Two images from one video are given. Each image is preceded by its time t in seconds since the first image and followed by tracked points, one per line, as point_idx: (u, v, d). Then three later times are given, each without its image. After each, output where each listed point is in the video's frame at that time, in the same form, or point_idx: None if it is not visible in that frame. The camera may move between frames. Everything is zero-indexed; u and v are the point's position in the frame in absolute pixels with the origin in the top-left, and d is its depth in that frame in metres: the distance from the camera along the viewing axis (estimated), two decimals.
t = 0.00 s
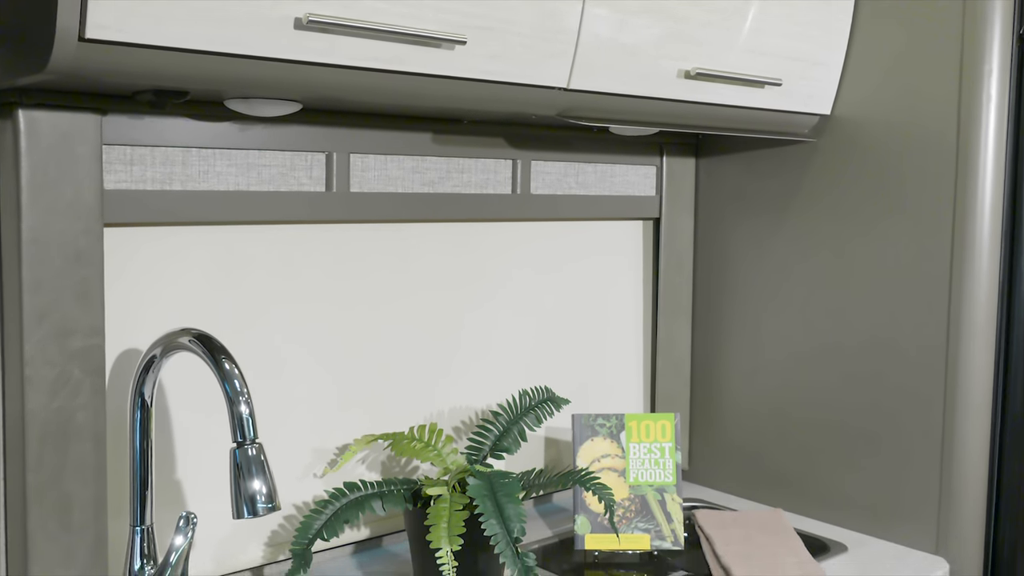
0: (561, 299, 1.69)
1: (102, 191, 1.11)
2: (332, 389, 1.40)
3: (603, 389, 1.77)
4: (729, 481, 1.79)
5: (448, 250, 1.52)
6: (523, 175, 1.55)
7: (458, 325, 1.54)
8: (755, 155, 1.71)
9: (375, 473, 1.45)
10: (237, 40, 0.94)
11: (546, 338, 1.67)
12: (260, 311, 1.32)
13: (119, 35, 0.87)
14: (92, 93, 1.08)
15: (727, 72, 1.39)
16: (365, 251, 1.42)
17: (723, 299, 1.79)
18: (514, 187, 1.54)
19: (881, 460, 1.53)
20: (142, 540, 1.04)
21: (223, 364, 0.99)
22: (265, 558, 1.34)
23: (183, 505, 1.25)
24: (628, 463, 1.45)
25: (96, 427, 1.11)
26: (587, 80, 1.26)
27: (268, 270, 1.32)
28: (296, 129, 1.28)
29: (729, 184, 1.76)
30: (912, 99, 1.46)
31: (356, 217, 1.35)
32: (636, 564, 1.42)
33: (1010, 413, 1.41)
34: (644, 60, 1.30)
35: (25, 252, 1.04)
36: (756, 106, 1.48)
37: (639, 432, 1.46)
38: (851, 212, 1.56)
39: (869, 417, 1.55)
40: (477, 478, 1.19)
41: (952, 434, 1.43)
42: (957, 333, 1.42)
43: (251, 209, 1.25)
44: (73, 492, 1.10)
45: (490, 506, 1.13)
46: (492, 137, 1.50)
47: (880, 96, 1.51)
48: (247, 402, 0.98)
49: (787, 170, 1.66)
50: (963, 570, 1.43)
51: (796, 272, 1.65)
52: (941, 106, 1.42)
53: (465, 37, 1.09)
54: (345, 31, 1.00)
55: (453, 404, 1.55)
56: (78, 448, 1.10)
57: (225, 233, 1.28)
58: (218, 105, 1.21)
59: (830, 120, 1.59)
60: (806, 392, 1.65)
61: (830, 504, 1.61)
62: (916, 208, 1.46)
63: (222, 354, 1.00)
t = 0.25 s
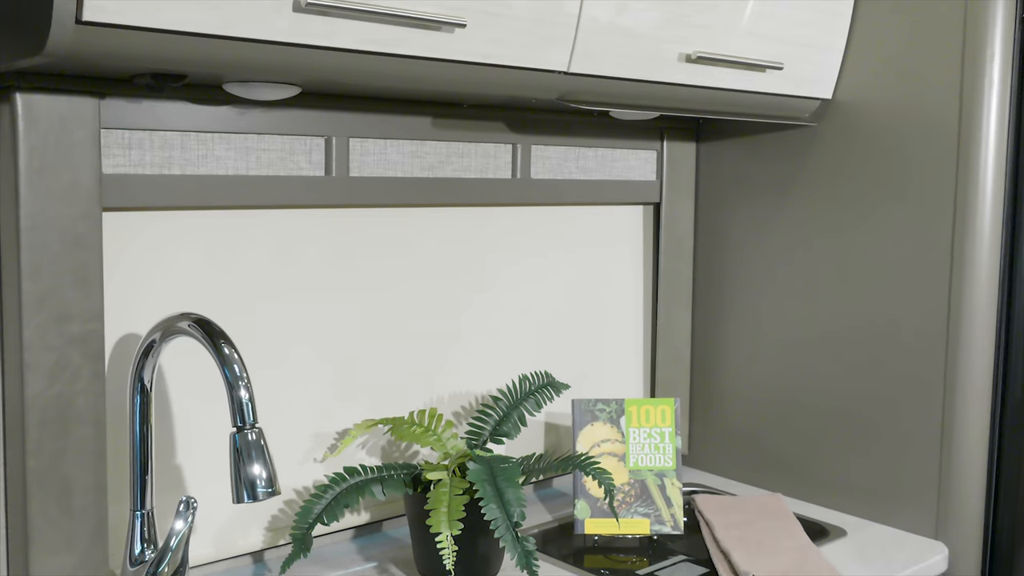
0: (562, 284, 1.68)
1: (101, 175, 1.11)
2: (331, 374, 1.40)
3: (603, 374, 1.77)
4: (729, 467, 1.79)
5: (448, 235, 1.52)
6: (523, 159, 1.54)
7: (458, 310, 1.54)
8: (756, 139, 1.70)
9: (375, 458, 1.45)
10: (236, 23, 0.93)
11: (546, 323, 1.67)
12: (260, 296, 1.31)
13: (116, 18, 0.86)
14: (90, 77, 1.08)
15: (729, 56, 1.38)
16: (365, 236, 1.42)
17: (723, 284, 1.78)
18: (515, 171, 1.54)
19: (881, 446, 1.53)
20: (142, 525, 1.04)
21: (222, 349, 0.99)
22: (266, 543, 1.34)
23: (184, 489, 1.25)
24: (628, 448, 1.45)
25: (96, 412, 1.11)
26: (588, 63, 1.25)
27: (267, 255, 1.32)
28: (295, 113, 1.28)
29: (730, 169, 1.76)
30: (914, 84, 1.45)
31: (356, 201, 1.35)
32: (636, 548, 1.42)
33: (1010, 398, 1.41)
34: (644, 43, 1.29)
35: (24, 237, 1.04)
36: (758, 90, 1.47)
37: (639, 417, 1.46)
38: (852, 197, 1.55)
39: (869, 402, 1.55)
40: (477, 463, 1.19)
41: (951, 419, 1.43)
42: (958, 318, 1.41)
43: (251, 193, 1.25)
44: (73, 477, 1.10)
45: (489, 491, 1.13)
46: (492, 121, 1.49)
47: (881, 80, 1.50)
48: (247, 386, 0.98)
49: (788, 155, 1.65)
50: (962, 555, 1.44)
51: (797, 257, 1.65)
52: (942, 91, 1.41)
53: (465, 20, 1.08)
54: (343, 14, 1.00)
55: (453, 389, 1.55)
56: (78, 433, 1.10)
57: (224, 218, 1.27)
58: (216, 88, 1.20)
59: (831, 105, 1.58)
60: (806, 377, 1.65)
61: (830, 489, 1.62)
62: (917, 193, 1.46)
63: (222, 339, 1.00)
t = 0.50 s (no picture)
0: (562, 270, 1.68)
1: (99, 159, 1.10)
2: (331, 359, 1.40)
3: (603, 360, 1.77)
4: (729, 452, 1.79)
5: (447, 221, 1.51)
6: (523, 144, 1.54)
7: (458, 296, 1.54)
8: (756, 124, 1.70)
9: (375, 444, 1.45)
10: (232, 6, 0.93)
11: (545, 309, 1.67)
12: (259, 281, 1.31)
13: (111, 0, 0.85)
14: (87, 60, 1.07)
15: (730, 40, 1.37)
16: (364, 221, 1.41)
17: (723, 270, 1.78)
18: (514, 156, 1.53)
19: (880, 431, 1.53)
20: (143, 509, 1.04)
21: (222, 335, 0.99)
22: (267, 528, 1.34)
23: (184, 474, 1.26)
24: (628, 433, 1.45)
25: (96, 396, 1.11)
26: (588, 48, 1.25)
27: (266, 240, 1.31)
28: (294, 98, 1.27)
29: (730, 154, 1.75)
30: (915, 68, 1.44)
31: (355, 186, 1.34)
32: (635, 533, 1.42)
33: (1011, 380, 1.42)
34: (645, 27, 1.28)
35: (23, 221, 1.03)
36: (759, 75, 1.46)
37: (639, 402, 1.46)
38: (853, 182, 1.55)
39: (869, 387, 1.55)
40: (477, 448, 1.19)
41: (952, 404, 1.43)
42: (958, 303, 1.41)
43: (250, 178, 1.24)
44: (74, 462, 1.10)
45: (490, 477, 1.13)
46: (492, 105, 1.48)
47: (883, 64, 1.49)
48: (247, 370, 0.99)
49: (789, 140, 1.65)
50: (961, 539, 1.44)
51: (797, 243, 1.64)
52: (944, 76, 1.41)
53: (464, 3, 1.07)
54: None
55: (453, 375, 1.55)
56: (78, 418, 1.10)
57: (223, 203, 1.27)
58: (215, 72, 1.19)
59: (832, 89, 1.57)
60: (806, 363, 1.65)
61: (829, 475, 1.62)
62: (918, 178, 1.45)
63: (221, 324, 1.00)
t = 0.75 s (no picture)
0: (562, 254, 1.68)
1: (98, 143, 1.09)
2: (331, 344, 1.39)
3: (603, 345, 1.77)
4: (729, 437, 1.80)
5: (447, 206, 1.50)
6: (523, 128, 1.53)
7: (457, 280, 1.53)
8: (757, 108, 1.69)
9: (375, 428, 1.45)
10: None
11: (546, 293, 1.66)
12: (258, 266, 1.31)
13: None
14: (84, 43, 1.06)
15: (731, 24, 1.36)
16: (364, 205, 1.41)
17: (723, 255, 1.77)
18: (514, 140, 1.52)
19: (880, 416, 1.53)
20: (143, 494, 1.04)
21: (221, 319, 0.99)
22: (267, 512, 1.34)
23: (184, 459, 1.26)
24: (627, 418, 1.45)
25: (96, 381, 1.11)
26: (588, 31, 1.24)
27: (265, 224, 1.31)
28: (292, 81, 1.26)
29: (731, 138, 1.74)
30: (917, 52, 1.43)
31: (354, 170, 1.34)
32: (635, 517, 1.43)
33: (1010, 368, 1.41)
34: (645, 10, 1.27)
35: (21, 206, 1.03)
36: (761, 58, 1.45)
37: (639, 387, 1.46)
38: (854, 167, 1.54)
39: (869, 372, 1.55)
40: (477, 432, 1.19)
41: (951, 389, 1.43)
42: (959, 287, 1.41)
43: (248, 162, 1.24)
44: (73, 447, 1.10)
45: (489, 461, 1.13)
46: (491, 89, 1.47)
47: (884, 48, 1.48)
48: (247, 355, 0.99)
49: (790, 124, 1.64)
50: (959, 523, 1.44)
51: (798, 228, 1.64)
52: (946, 60, 1.40)
53: None
54: None
55: (453, 359, 1.54)
56: (77, 402, 1.09)
57: (222, 187, 1.26)
58: (213, 55, 1.19)
59: (834, 73, 1.56)
60: (806, 348, 1.64)
61: (828, 460, 1.62)
62: (920, 163, 1.45)
63: (220, 309, 0.99)
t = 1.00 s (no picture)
0: (562, 238, 1.67)
1: (95, 126, 1.09)
2: (330, 328, 1.39)
3: (604, 329, 1.76)
4: (729, 421, 1.80)
5: (447, 189, 1.50)
6: (523, 112, 1.52)
7: (457, 265, 1.53)
8: (758, 92, 1.68)
9: (375, 412, 1.45)
10: None
11: (546, 277, 1.66)
12: (257, 249, 1.30)
13: None
14: (81, 25, 1.05)
15: (733, 6, 1.35)
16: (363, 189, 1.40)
17: (724, 239, 1.77)
18: (515, 124, 1.51)
19: (880, 401, 1.53)
20: (143, 479, 1.05)
21: (220, 303, 0.98)
22: (268, 496, 1.34)
23: (184, 443, 1.26)
24: (628, 402, 1.45)
25: (95, 364, 1.11)
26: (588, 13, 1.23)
27: (265, 208, 1.30)
28: (291, 64, 1.25)
29: (732, 122, 1.73)
30: (919, 35, 1.42)
31: (353, 154, 1.33)
32: (635, 501, 1.43)
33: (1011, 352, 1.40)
34: None
35: (19, 188, 1.03)
36: (763, 41, 1.44)
37: (639, 371, 1.46)
38: (856, 151, 1.53)
39: (870, 356, 1.55)
40: (477, 417, 1.19)
41: (952, 373, 1.43)
42: (960, 271, 1.40)
43: (247, 146, 1.23)
44: (73, 430, 1.10)
45: (489, 445, 1.13)
46: (491, 72, 1.47)
47: (887, 31, 1.47)
48: (246, 339, 0.98)
49: (791, 108, 1.63)
50: (959, 507, 1.44)
51: (799, 212, 1.63)
52: (949, 43, 1.39)
53: None
54: None
55: (453, 343, 1.54)
56: (77, 386, 1.09)
57: (221, 171, 1.26)
58: (212, 38, 1.18)
59: (836, 56, 1.55)
60: (806, 332, 1.64)
61: (828, 444, 1.62)
62: (922, 147, 1.44)
63: (220, 293, 0.99)
